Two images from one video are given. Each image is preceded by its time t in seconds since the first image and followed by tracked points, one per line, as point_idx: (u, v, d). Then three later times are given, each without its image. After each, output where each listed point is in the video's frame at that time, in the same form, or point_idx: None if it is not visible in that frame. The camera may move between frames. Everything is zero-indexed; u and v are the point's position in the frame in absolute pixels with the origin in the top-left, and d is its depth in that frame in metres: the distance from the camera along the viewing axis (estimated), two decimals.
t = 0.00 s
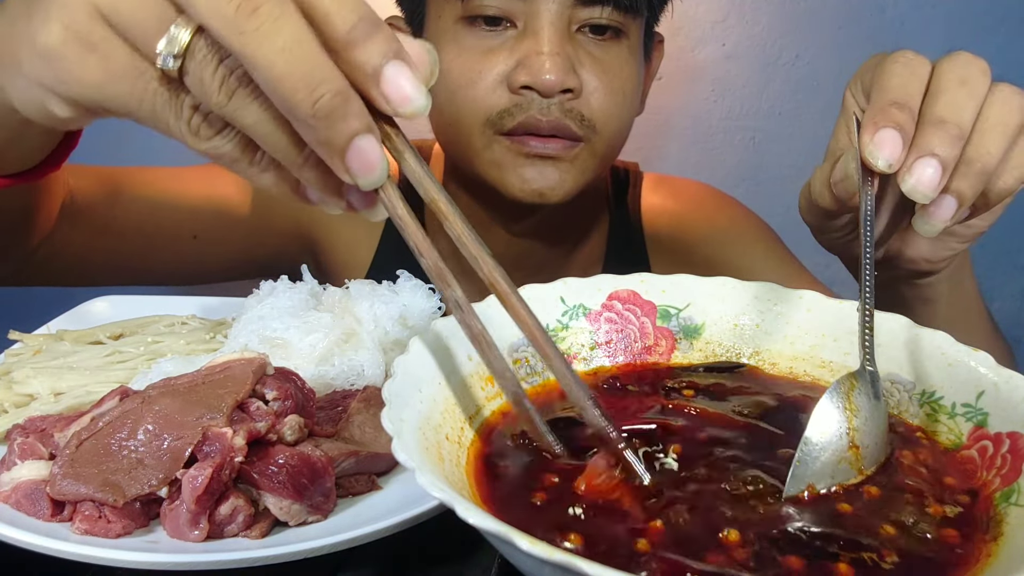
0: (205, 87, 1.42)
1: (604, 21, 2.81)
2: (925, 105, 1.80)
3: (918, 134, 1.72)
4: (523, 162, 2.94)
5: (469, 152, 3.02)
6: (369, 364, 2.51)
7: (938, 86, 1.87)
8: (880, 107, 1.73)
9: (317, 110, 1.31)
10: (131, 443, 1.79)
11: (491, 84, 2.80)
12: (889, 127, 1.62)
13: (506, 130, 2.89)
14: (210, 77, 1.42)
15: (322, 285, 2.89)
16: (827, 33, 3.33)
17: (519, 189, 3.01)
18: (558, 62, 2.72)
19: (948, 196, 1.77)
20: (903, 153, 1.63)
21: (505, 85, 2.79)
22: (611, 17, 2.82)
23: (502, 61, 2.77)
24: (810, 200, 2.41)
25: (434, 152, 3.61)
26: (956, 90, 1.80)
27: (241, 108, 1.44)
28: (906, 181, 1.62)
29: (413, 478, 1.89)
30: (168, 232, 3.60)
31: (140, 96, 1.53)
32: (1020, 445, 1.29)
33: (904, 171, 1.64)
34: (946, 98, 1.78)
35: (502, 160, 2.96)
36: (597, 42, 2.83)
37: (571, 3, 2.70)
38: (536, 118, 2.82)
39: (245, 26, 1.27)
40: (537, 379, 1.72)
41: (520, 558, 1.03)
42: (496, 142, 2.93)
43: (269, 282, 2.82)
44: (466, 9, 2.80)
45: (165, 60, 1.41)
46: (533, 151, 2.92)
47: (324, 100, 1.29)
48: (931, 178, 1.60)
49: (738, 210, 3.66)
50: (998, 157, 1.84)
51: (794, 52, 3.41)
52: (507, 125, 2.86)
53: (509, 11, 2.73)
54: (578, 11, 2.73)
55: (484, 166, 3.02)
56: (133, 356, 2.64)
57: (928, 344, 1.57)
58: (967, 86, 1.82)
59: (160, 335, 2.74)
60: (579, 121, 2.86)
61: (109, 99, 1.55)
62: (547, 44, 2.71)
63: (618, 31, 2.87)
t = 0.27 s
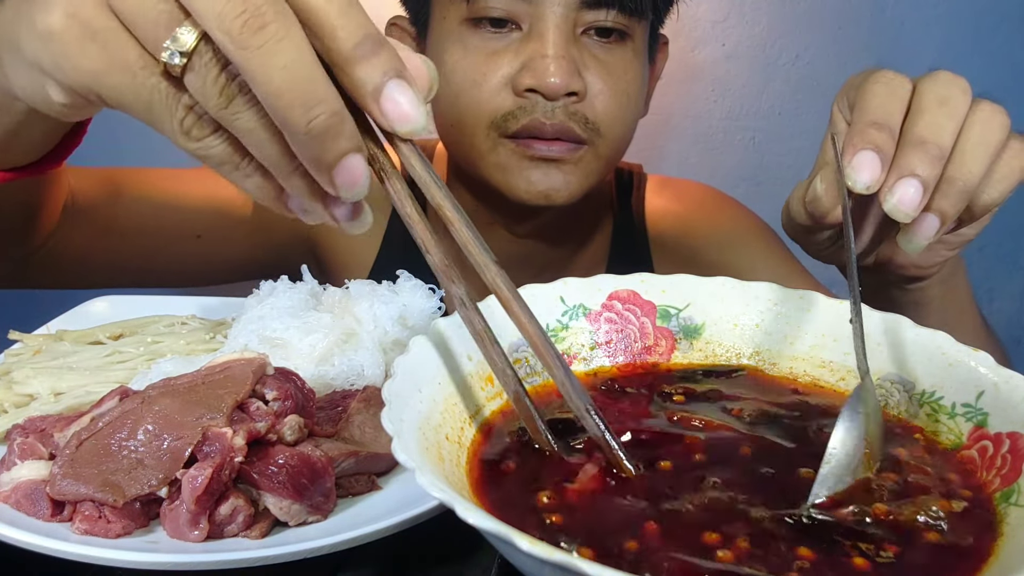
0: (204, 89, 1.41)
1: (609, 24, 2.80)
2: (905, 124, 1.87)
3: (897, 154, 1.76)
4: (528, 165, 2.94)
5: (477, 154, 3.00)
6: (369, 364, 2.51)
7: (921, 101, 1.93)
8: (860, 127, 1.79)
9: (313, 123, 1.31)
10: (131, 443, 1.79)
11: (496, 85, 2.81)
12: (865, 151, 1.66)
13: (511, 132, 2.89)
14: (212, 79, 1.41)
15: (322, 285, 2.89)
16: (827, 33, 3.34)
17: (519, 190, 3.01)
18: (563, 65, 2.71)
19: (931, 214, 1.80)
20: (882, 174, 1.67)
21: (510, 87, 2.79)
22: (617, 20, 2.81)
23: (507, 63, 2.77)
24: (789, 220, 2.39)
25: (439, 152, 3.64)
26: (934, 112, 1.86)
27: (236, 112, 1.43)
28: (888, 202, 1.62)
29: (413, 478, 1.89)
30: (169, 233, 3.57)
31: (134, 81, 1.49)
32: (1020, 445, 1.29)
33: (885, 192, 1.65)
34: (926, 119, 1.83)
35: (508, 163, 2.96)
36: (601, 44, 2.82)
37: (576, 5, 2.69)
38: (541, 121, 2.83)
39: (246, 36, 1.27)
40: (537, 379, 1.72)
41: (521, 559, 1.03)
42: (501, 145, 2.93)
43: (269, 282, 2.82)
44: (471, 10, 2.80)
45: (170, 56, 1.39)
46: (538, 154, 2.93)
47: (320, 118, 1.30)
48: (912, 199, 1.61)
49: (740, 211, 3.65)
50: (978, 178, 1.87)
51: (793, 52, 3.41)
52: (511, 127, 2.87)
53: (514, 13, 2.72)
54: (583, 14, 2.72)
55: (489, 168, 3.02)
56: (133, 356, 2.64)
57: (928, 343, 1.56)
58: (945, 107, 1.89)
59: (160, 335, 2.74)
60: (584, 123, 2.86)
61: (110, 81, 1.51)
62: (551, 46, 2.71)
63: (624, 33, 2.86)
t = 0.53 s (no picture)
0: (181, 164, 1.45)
1: (608, 26, 2.80)
2: (909, 154, 1.90)
3: (900, 187, 1.81)
4: (527, 167, 2.94)
5: (474, 155, 3.01)
6: (369, 364, 2.51)
7: (922, 126, 1.96)
8: (863, 158, 1.84)
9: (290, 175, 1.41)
10: (131, 443, 1.79)
11: (493, 88, 2.82)
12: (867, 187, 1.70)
13: (510, 134, 2.90)
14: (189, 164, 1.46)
15: (323, 285, 2.89)
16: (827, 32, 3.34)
17: (519, 191, 3.01)
18: (561, 67, 2.71)
19: (929, 245, 1.93)
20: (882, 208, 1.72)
21: (508, 89, 2.80)
22: (615, 22, 2.80)
23: (506, 64, 2.77)
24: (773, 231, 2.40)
25: (438, 152, 3.63)
26: (941, 142, 1.89)
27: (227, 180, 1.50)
28: (889, 235, 1.68)
29: (413, 478, 1.89)
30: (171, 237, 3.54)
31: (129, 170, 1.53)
32: (1020, 445, 1.29)
33: (886, 224, 1.71)
34: (931, 149, 1.87)
35: (507, 165, 2.97)
36: (601, 46, 2.82)
37: (575, 7, 2.69)
38: (538, 123, 2.83)
39: (196, 133, 1.33)
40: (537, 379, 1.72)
41: (521, 558, 1.03)
42: (500, 147, 2.94)
43: (269, 282, 2.83)
44: (471, 12, 2.81)
45: (140, 155, 1.44)
46: (537, 156, 2.92)
47: (297, 170, 1.40)
48: (912, 232, 1.67)
49: (741, 212, 3.65)
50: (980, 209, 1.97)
51: (793, 52, 3.41)
52: (510, 129, 2.88)
53: (513, 15, 2.72)
54: (582, 15, 2.72)
55: (487, 170, 3.02)
56: (134, 356, 2.64)
57: (928, 343, 1.57)
58: (951, 136, 1.92)
59: (160, 335, 2.74)
60: (581, 126, 2.85)
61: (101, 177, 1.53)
62: (550, 48, 2.71)
63: (623, 35, 2.86)
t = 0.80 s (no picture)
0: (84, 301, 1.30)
1: (609, 26, 2.78)
2: (919, 185, 1.90)
3: (909, 218, 1.81)
4: (526, 168, 2.97)
5: (473, 155, 3.02)
6: (369, 365, 2.51)
7: (932, 157, 1.94)
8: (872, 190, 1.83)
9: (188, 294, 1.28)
10: (131, 443, 1.79)
11: (494, 88, 2.83)
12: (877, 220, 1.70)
13: (510, 135, 2.91)
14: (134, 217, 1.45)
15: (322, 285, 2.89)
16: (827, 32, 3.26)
17: (518, 192, 3.04)
18: (562, 67, 2.71)
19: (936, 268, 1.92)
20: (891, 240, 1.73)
21: (508, 89, 2.81)
22: (617, 22, 2.79)
23: (506, 65, 2.78)
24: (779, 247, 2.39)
25: (439, 152, 3.63)
26: (950, 175, 1.89)
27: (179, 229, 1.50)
28: (897, 264, 1.69)
29: (413, 479, 1.88)
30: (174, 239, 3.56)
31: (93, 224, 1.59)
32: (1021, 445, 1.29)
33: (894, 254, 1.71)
34: (940, 182, 1.88)
35: (505, 166, 2.99)
36: (602, 46, 2.80)
37: (576, 7, 2.68)
38: (540, 123, 2.83)
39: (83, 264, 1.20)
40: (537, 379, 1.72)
41: (521, 559, 1.03)
42: (500, 147, 2.95)
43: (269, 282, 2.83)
44: (471, 11, 2.81)
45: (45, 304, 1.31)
46: (536, 158, 2.95)
47: (194, 287, 1.26)
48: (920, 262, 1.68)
49: (743, 212, 3.63)
50: (985, 234, 2.00)
51: (794, 52, 3.33)
52: (510, 129, 2.89)
53: (514, 15, 2.72)
54: (583, 15, 2.71)
55: (486, 172, 3.04)
56: (134, 357, 2.64)
57: (928, 344, 1.57)
58: (960, 168, 1.92)
59: (160, 335, 2.74)
60: (583, 126, 2.85)
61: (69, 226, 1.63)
62: (551, 48, 2.71)
63: (624, 35, 2.84)
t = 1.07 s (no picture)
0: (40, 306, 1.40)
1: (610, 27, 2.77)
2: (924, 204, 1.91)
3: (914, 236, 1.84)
4: (528, 167, 3.00)
5: (474, 156, 3.07)
6: (369, 364, 2.51)
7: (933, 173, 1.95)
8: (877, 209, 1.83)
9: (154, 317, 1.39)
10: (131, 443, 1.79)
11: (496, 88, 2.84)
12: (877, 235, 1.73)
13: (510, 134, 2.93)
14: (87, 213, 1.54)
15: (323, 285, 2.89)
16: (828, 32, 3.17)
17: (519, 192, 3.08)
18: (563, 68, 2.72)
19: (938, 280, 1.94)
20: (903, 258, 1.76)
21: (510, 89, 2.82)
22: (618, 23, 2.78)
23: (507, 65, 2.78)
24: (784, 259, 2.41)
25: (439, 151, 3.61)
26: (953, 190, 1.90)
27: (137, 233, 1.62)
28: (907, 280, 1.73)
29: (413, 479, 1.88)
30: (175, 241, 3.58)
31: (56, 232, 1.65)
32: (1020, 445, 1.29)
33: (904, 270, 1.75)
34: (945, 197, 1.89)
35: (507, 165, 3.03)
36: (603, 47, 2.80)
37: (577, 7, 2.67)
38: (541, 122, 2.85)
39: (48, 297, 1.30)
40: (537, 379, 1.73)
41: (520, 559, 1.03)
42: (501, 146, 2.98)
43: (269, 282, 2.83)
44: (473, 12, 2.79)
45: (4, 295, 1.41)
46: (537, 158, 2.98)
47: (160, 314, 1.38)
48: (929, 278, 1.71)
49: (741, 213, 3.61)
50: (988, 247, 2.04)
51: (794, 53, 3.23)
52: (511, 129, 2.91)
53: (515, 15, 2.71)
54: (584, 16, 2.69)
55: (487, 171, 3.08)
56: (134, 357, 2.64)
57: (929, 344, 1.57)
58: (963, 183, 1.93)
59: (160, 335, 2.74)
60: (583, 125, 2.88)
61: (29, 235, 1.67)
62: (552, 48, 2.71)
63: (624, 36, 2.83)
